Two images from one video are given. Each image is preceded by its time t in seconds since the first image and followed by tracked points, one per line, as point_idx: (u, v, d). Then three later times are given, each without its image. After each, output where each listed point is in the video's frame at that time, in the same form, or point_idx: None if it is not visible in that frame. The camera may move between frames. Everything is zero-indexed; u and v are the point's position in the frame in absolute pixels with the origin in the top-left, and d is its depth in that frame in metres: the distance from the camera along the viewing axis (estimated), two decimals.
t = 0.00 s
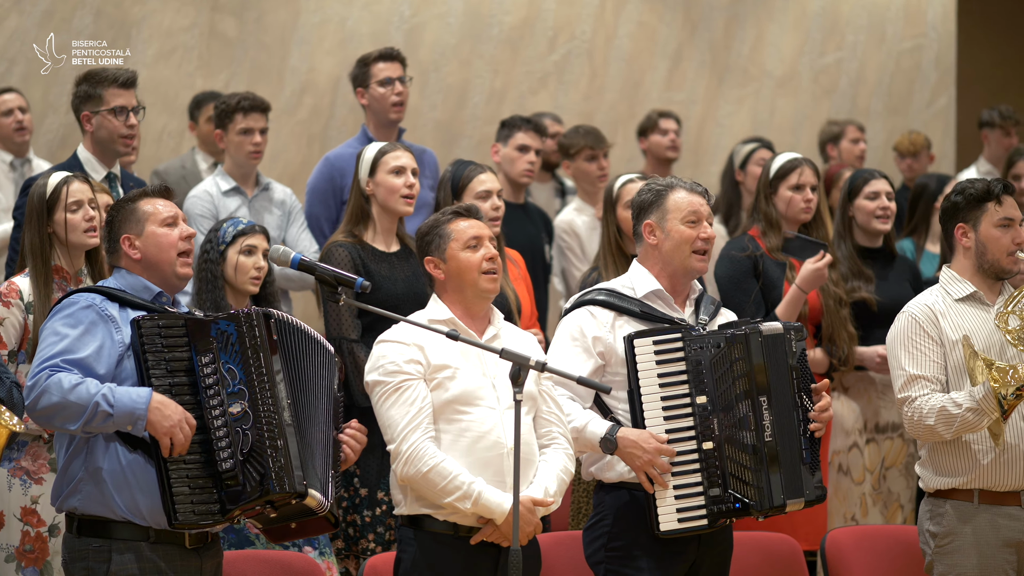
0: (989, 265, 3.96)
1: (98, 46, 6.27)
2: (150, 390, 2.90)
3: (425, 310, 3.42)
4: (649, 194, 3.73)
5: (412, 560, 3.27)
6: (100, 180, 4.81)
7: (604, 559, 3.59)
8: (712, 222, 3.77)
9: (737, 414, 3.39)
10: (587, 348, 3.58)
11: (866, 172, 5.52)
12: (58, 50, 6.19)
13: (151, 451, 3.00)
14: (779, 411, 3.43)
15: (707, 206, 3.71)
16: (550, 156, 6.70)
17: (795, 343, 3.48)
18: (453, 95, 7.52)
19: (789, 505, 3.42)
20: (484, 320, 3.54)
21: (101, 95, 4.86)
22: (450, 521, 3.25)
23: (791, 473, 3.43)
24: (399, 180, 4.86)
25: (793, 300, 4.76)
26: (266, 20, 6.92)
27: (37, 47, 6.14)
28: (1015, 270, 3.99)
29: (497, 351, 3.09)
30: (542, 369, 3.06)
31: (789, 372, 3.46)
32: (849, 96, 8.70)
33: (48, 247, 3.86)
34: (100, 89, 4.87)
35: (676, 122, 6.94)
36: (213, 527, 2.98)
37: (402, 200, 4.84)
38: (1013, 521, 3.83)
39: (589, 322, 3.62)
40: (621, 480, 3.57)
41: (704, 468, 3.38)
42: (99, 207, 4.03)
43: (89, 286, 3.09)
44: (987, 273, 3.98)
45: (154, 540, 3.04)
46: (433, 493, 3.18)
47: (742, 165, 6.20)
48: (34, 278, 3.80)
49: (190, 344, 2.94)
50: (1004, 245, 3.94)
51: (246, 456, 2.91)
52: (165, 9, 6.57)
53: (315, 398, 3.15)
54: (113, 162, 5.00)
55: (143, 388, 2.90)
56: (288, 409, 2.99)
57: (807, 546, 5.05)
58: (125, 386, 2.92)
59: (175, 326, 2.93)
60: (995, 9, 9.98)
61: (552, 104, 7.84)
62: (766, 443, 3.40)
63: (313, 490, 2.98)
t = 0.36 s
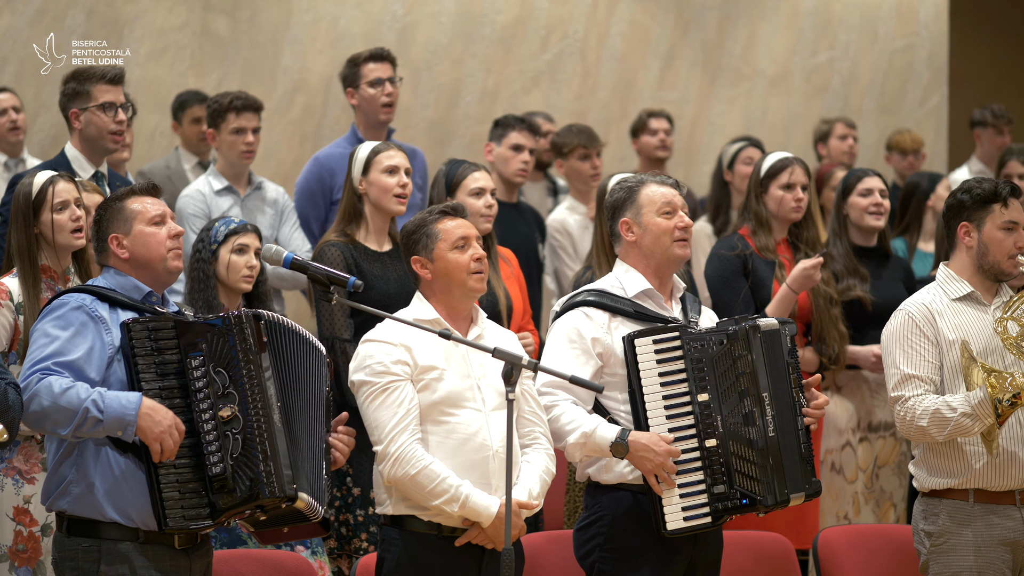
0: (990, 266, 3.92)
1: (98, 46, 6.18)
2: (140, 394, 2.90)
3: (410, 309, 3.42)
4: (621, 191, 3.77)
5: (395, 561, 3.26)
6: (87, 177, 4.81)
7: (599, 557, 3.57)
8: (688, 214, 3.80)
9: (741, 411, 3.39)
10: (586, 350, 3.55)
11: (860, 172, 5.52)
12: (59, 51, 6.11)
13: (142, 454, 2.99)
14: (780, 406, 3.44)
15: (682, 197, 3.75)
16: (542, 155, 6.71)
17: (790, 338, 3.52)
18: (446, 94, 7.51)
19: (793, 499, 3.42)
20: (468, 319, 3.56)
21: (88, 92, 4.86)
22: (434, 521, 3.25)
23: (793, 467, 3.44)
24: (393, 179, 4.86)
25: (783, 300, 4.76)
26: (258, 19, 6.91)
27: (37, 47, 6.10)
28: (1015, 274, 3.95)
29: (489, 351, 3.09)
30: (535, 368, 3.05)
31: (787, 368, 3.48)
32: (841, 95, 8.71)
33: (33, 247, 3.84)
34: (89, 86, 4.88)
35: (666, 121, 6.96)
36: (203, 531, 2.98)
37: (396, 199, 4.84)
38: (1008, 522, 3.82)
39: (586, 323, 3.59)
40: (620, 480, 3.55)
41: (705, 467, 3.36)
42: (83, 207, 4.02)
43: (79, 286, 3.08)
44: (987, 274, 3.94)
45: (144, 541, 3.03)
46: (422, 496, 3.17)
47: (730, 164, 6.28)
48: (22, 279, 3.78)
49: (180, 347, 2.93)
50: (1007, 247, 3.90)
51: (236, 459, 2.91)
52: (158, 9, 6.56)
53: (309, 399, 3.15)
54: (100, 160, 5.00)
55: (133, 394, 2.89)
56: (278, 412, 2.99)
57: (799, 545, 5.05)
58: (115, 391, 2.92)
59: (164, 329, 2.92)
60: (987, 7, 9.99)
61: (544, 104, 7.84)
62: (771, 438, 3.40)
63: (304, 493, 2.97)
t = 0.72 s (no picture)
0: (981, 263, 3.92)
1: (99, 46, 6.28)
2: (118, 402, 2.88)
3: (397, 308, 3.41)
4: (594, 194, 3.78)
5: (388, 560, 3.26)
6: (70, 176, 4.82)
7: (594, 557, 3.56)
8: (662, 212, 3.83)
9: (736, 407, 3.40)
10: (579, 351, 3.55)
11: (851, 172, 5.51)
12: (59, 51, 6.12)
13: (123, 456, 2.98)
14: (773, 401, 3.46)
15: (654, 197, 3.78)
16: (535, 153, 6.71)
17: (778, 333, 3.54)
18: (438, 92, 7.51)
19: (788, 492, 3.45)
20: (456, 317, 3.58)
21: (69, 92, 4.84)
22: (426, 519, 3.25)
23: (787, 460, 3.46)
24: (387, 179, 4.87)
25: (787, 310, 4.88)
26: (250, 17, 6.91)
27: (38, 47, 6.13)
28: (1006, 272, 3.95)
29: (482, 349, 3.10)
30: (527, 366, 3.08)
31: (777, 363, 3.50)
32: (833, 93, 8.71)
33: (17, 245, 3.86)
34: (68, 86, 4.85)
35: (655, 121, 6.97)
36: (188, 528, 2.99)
37: (389, 199, 4.85)
38: (997, 520, 3.83)
39: (577, 325, 3.58)
40: (615, 482, 3.54)
41: (700, 464, 3.37)
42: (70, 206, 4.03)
43: (54, 287, 3.06)
44: (977, 271, 3.94)
45: (132, 540, 3.04)
46: (417, 493, 3.17)
47: (721, 164, 6.27)
48: (7, 279, 3.81)
49: (156, 345, 2.91)
50: (999, 245, 3.90)
51: (217, 456, 2.92)
52: (149, 8, 6.56)
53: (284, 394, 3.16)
54: (83, 159, 5.01)
55: (110, 400, 2.88)
56: (256, 405, 3.02)
57: (791, 543, 5.04)
58: (91, 398, 2.91)
59: (138, 327, 2.90)
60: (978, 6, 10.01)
61: (536, 103, 7.84)
62: (765, 432, 3.42)
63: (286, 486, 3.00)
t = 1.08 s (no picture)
0: (970, 263, 3.91)
1: (98, 46, 6.35)
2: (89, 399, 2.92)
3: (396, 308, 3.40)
4: (574, 194, 3.79)
5: (383, 559, 3.25)
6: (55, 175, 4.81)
7: (582, 557, 3.56)
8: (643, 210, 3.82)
9: (720, 405, 3.39)
10: (562, 354, 3.55)
11: (841, 170, 5.51)
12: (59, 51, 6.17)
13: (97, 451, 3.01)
14: (758, 398, 3.45)
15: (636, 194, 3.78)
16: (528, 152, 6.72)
17: (764, 328, 3.52)
18: (431, 91, 7.51)
19: (776, 490, 3.43)
20: (455, 316, 3.56)
21: (51, 92, 4.86)
22: (422, 519, 3.25)
23: (774, 455, 3.45)
24: (379, 178, 4.86)
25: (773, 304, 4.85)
26: (243, 16, 6.90)
27: (38, 47, 6.16)
28: (997, 270, 3.93)
29: (475, 347, 3.10)
30: (519, 365, 3.06)
31: (763, 358, 3.49)
32: (826, 92, 8.72)
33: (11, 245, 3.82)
34: (51, 86, 4.87)
35: (646, 120, 6.98)
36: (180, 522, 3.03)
37: (382, 198, 4.84)
38: (984, 522, 3.82)
39: (559, 327, 3.59)
40: (602, 482, 3.55)
41: (687, 463, 3.36)
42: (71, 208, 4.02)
43: (23, 292, 3.08)
44: (967, 270, 3.93)
45: (118, 539, 3.07)
46: (408, 493, 3.17)
47: (716, 161, 6.28)
48: None
49: (128, 341, 2.94)
50: (987, 244, 3.89)
51: (199, 448, 2.95)
52: (142, 6, 6.56)
53: (268, 385, 3.16)
54: (69, 159, 5.00)
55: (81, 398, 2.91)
56: (234, 392, 3.03)
57: (784, 542, 5.04)
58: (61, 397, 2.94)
59: (106, 325, 2.92)
60: (973, 6, 10.01)
61: (530, 101, 7.84)
62: (750, 430, 3.41)
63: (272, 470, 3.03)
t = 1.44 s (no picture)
0: (956, 261, 3.91)
1: (98, 46, 6.39)
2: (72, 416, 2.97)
3: (397, 306, 3.41)
4: (560, 194, 3.80)
5: (375, 557, 3.26)
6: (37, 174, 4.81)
7: (565, 557, 3.57)
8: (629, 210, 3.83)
9: (697, 404, 3.39)
10: (537, 354, 3.59)
11: (832, 169, 5.53)
12: (58, 51, 6.22)
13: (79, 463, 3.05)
14: (737, 397, 3.44)
15: (621, 195, 3.78)
16: (520, 151, 6.73)
17: (747, 328, 3.51)
18: (423, 90, 7.51)
19: (757, 490, 3.43)
20: (458, 317, 3.54)
21: (33, 92, 4.87)
22: (414, 519, 3.24)
23: (754, 455, 3.44)
24: (370, 177, 4.86)
25: (764, 303, 4.86)
26: (235, 15, 6.89)
27: (37, 47, 6.17)
28: (984, 266, 3.93)
29: (466, 347, 3.10)
30: (512, 365, 3.06)
31: (745, 358, 3.49)
32: (818, 92, 8.75)
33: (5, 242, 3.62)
34: (33, 86, 4.88)
35: (638, 119, 7.06)
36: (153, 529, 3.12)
37: (372, 197, 4.84)
38: (977, 519, 3.81)
39: (535, 327, 3.62)
40: (583, 481, 3.57)
41: (666, 462, 3.37)
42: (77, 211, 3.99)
43: (4, 296, 3.08)
44: (954, 268, 3.93)
45: (93, 539, 3.10)
46: (398, 494, 3.17)
47: (713, 160, 6.34)
48: None
49: (107, 348, 3.00)
50: (970, 241, 3.90)
51: (174, 458, 3.04)
52: (134, 5, 6.56)
53: (247, 393, 3.18)
54: (53, 160, 5.02)
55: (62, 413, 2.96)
56: (212, 403, 3.10)
57: (775, 541, 5.04)
58: (43, 411, 2.98)
59: (86, 331, 2.97)
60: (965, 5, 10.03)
61: (522, 100, 7.84)
62: (728, 429, 3.40)
63: (248, 482, 3.11)
